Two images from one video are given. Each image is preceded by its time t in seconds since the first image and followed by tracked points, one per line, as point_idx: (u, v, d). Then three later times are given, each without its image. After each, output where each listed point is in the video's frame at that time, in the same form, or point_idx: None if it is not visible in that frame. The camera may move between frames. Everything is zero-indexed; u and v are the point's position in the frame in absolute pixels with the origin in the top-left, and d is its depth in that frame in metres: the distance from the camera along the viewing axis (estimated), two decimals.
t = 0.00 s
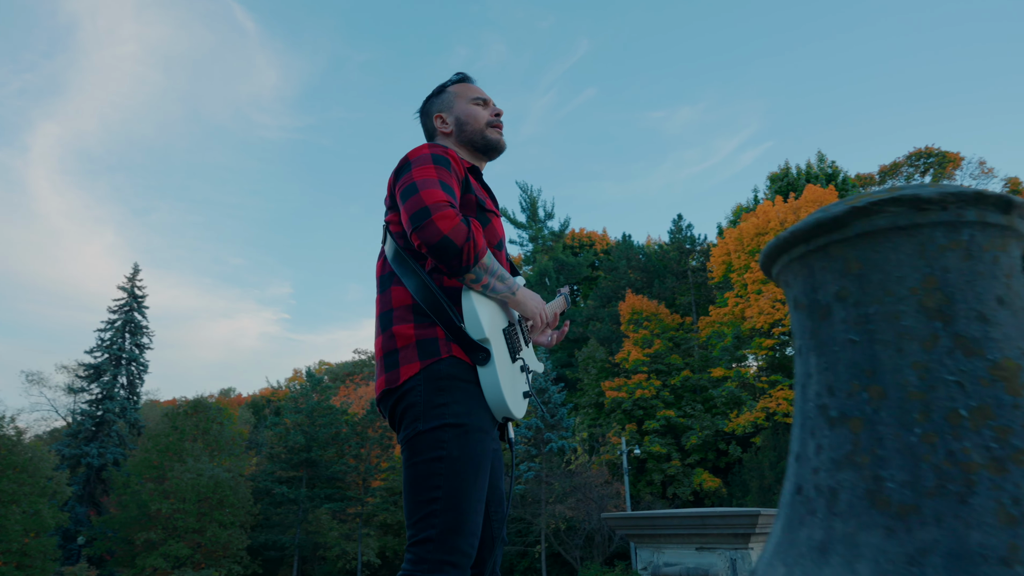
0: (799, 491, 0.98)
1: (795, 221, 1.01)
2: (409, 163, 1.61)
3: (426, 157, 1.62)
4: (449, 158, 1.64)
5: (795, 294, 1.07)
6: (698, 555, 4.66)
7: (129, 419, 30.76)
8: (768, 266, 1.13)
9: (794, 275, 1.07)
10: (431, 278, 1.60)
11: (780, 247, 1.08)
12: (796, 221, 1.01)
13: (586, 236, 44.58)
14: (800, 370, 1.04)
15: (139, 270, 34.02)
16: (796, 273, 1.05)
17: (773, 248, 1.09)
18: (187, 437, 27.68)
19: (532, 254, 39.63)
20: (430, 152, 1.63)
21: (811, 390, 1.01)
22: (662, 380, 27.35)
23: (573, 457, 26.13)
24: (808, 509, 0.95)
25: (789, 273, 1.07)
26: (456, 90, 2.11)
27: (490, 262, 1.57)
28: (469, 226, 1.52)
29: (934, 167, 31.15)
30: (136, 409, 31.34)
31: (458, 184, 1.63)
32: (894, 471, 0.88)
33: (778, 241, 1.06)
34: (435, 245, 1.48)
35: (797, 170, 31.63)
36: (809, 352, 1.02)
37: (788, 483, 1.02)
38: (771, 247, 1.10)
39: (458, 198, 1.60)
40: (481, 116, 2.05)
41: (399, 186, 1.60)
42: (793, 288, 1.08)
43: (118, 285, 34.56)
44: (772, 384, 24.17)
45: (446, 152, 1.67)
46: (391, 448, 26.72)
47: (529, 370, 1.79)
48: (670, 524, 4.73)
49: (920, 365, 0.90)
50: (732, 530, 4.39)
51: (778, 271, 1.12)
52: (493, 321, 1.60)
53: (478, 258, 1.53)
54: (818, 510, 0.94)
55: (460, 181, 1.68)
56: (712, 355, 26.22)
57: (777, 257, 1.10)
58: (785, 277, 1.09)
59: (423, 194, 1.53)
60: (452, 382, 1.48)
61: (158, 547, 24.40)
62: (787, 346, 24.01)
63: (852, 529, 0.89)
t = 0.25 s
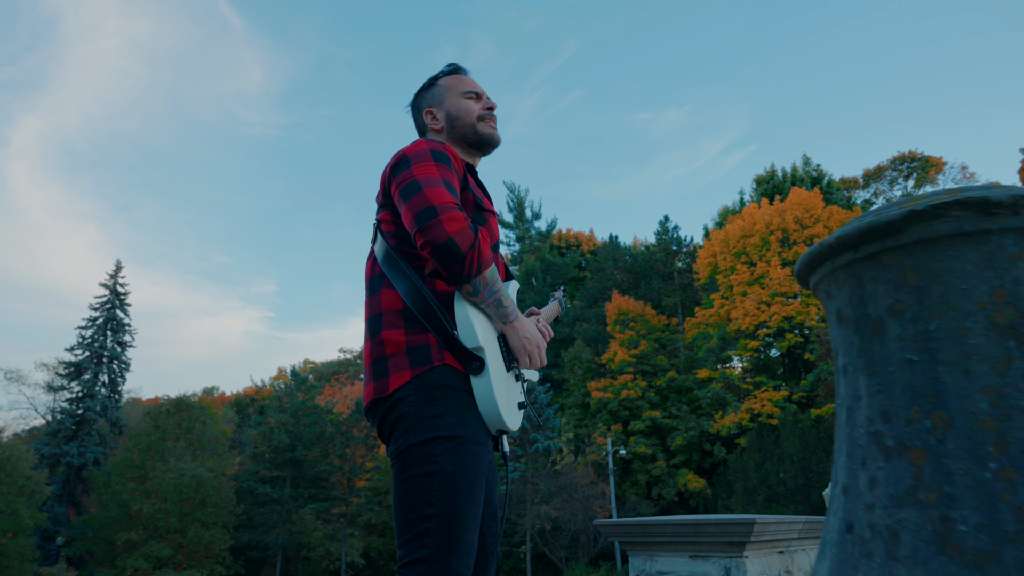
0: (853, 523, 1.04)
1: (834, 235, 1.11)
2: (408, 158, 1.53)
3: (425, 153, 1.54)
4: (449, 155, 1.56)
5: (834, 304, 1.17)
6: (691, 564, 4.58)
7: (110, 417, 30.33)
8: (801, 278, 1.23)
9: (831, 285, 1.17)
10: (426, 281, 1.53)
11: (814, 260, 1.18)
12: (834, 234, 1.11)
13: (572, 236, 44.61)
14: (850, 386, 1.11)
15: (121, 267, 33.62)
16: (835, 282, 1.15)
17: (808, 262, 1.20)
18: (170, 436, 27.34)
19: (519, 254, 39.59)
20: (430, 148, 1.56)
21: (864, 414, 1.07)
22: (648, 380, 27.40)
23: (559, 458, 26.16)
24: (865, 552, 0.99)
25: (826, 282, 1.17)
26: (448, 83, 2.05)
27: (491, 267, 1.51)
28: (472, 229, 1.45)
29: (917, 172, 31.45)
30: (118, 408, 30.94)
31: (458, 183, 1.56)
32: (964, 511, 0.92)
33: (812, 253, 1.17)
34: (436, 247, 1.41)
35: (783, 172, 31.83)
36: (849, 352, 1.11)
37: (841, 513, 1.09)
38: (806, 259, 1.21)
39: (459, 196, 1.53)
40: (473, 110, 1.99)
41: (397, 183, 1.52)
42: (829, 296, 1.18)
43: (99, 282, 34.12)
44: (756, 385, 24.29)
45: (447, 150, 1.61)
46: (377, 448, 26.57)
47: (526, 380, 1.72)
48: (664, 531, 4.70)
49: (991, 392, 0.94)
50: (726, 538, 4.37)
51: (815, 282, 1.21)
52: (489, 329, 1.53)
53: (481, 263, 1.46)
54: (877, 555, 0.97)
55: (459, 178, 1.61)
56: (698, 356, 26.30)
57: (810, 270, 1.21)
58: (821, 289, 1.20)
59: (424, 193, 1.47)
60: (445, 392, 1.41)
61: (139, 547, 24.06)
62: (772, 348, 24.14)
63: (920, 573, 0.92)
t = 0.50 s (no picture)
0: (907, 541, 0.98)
1: (874, 227, 1.06)
2: (401, 149, 1.46)
3: (419, 143, 1.47)
4: (444, 146, 1.49)
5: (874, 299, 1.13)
6: (691, 570, 4.53)
7: (101, 417, 30.08)
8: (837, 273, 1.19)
9: (873, 279, 1.12)
10: (419, 279, 1.46)
11: (852, 254, 1.14)
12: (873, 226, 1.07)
13: (567, 236, 44.58)
14: (899, 395, 1.05)
15: (112, 266, 33.38)
16: (876, 277, 1.11)
17: (845, 255, 1.16)
18: (161, 437, 27.12)
19: (513, 254, 39.52)
20: (424, 137, 1.49)
21: (918, 428, 1.00)
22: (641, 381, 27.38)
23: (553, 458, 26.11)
24: None
25: (868, 276, 1.12)
26: (444, 70, 1.98)
27: (488, 264, 1.44)
28: (468, 224, 1.38)
29: (910, 173, 31.50)
30: (109, 407, 30.70)
31: (453, 175, 1.49)
32: None
33: (851, 246, 1.13)
34: (430, 242, 1.35)
35: (777, 173, 31.82)
36: (893, 350, 1.07)
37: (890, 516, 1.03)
38: (843, 253, 1.17)
39: (454, 190, 1.46)
40: (471, 100, 1.93)
41: (389, 175, 1.46)
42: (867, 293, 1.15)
43: (90, 281, 33.86)
44: (750, 386, 24.28)
45: (443, 139, 1.54)
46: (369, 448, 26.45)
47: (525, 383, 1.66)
48: (664, 536, 4.64)
49: None
50: (728, 544, 4.32)
51: (853, 280, 1.17)
52: (485, 331, 1.46)
53: (476, 260, 1.40)
54: None
55: (455, 170, 1.54)
56: (692, 357, 26.29)
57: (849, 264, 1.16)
58: (862, 283, 1.15)
59: (418, 186, 1.40)
60: (439, 397, 1.35)
61: (129, 548, 23.86)
62: (765, 348, 24.14)
63: None
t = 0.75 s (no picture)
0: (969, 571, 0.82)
1: (923, 212, 0.89)
2: (388, 138, 1.40)
3: (407, 132, 1.41)
4: (435, 135, 1.42)
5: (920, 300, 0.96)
6: None
7: (98, 417, 29.97)
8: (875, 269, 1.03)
9: (920, 274, 0.95)
10: (407, 276, 1.38)
11: (894, 245, 0.98)
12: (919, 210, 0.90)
13: (565, 236, 44.52)
14: (955, 409, 0.89)
15: (109, 265, 33.28)
16: (926, 271, 0.94)
17: (886, 244, 0.99)
18: (158, 436, 27.03)
19: (511, 254, 39.46)
20: (412, 126, 1.42)
21: (981, 446, 0.84)
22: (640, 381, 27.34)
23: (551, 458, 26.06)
24: None
25: (916, 271, 0.95)
26: (445, 60, 1.91)
27: (480, 260, 1.37)
28: (459, 217, 1.31)
29: (909, 173, 31.50)
30: (105, 407, 30.59)
31: (444, 166, 1.42)
32: None
33: (891, 235, 0.96)
34: (418, 236, 1.27)
35: (775, 173, 31.78)
36: (943, 360, 0.91)
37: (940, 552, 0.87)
38: (884, 240, 0.99)
39: (445, 182, 1.39)
40: (473, 92, 1.87)
41: (375, 166, 1.38)
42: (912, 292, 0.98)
43: (87, 280, 33.75)
44: (749, 386, 24.23)
45: (433, 128, 1.47)
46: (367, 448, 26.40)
47: (521, 386, 1.60)
48: (664, 542, 4.57)
49: None
50: (730, 550, 4.26)
51: (896, 273, 1.01)
52: (479, 329, 1.40)
53: (468, 255, 1.33)
54: None
55: (446, 161, 1.47)
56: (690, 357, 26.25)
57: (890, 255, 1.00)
58: (906, 277, 0.98)
59: (405, 177, 1.33)
60: (429, 402, 1.28)
61: (126, 548, 23.76)
62: (763, 348, 24.12)
63: None
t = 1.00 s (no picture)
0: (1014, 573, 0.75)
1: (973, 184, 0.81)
2: (379, 126, 1.34)
3: (399, 119, 1.36)
4: (427, 123, 1.37)
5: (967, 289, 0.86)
6: None
7: (96, 416, 29.87)
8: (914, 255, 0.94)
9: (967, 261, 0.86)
10: (399, 271, 1.33)
11: (937, 227, 0.88)
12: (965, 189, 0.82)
13: (565, 236, 44.50)
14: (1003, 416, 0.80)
15: (108, 265, 33.20)
16: (975, 256, 0.85)
17: (928, 226, 0.89)
18: (156, 436, 26.94)
19: (511, 253, 39.41)
20: (404, 113, 1.37)
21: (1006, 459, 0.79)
22: (639, 381, 27.31)
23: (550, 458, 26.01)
24: None
25: (963, 256, 0.86)
26: (439, 47, 1.86)
27: (474, 253, 1.32)
28: (452, 208, 1.26)
29: (908, 173, 31.48)
30: (103, 407, 30.50)
31: (437, 156, 1.37)
32: None
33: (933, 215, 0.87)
34: (409, 229, 1.22)
35: (775, 173, 31.75)
36: (988, 348, 0.83)
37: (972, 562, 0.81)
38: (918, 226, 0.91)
39: (438, 172, 1.34)
40: (469, 81, 1.81)
41: (365, 154, 1.33)
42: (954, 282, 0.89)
43: (86, 280, 33.67)
44: (748, 386, 24.19)
45: (426, 115, 1.42)
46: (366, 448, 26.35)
47: (518, 386, 1.55)
48: (665, 546, 4.53)
49: None
50: (732, 555, 4.21)
51: (936, 261, 0.91)
52: (473, 327, 1.34)
53: (461, 249, 1.27)
54: None
55: (440, 150, 1.42)
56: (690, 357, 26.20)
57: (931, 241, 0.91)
58: (949, 265, 0.89)
59: (395, 166, 1.28)
60: (419, 403, 1.23)
61: (124, 549, 23.69)
62: (763, 349, 24.09)
63: None
